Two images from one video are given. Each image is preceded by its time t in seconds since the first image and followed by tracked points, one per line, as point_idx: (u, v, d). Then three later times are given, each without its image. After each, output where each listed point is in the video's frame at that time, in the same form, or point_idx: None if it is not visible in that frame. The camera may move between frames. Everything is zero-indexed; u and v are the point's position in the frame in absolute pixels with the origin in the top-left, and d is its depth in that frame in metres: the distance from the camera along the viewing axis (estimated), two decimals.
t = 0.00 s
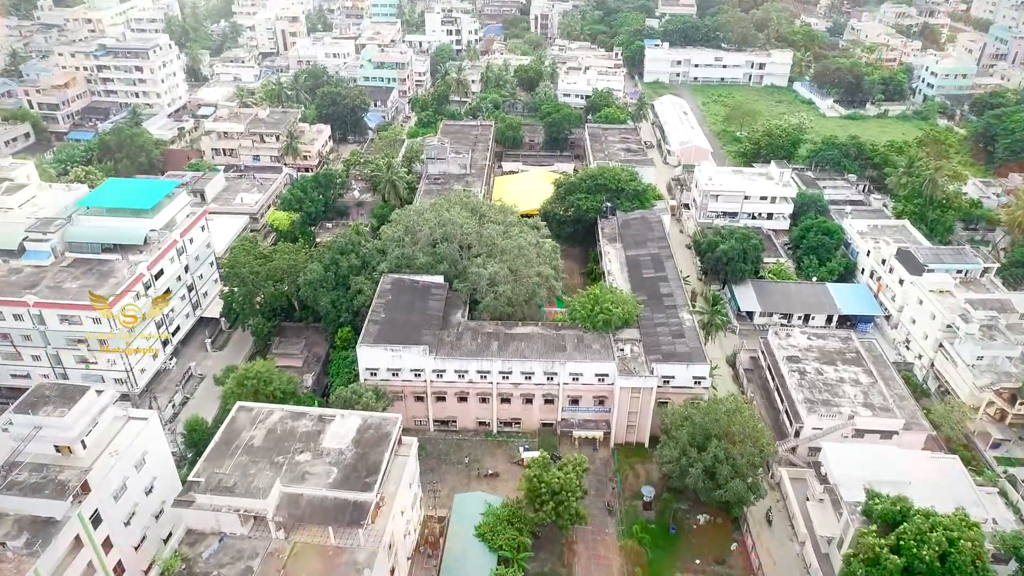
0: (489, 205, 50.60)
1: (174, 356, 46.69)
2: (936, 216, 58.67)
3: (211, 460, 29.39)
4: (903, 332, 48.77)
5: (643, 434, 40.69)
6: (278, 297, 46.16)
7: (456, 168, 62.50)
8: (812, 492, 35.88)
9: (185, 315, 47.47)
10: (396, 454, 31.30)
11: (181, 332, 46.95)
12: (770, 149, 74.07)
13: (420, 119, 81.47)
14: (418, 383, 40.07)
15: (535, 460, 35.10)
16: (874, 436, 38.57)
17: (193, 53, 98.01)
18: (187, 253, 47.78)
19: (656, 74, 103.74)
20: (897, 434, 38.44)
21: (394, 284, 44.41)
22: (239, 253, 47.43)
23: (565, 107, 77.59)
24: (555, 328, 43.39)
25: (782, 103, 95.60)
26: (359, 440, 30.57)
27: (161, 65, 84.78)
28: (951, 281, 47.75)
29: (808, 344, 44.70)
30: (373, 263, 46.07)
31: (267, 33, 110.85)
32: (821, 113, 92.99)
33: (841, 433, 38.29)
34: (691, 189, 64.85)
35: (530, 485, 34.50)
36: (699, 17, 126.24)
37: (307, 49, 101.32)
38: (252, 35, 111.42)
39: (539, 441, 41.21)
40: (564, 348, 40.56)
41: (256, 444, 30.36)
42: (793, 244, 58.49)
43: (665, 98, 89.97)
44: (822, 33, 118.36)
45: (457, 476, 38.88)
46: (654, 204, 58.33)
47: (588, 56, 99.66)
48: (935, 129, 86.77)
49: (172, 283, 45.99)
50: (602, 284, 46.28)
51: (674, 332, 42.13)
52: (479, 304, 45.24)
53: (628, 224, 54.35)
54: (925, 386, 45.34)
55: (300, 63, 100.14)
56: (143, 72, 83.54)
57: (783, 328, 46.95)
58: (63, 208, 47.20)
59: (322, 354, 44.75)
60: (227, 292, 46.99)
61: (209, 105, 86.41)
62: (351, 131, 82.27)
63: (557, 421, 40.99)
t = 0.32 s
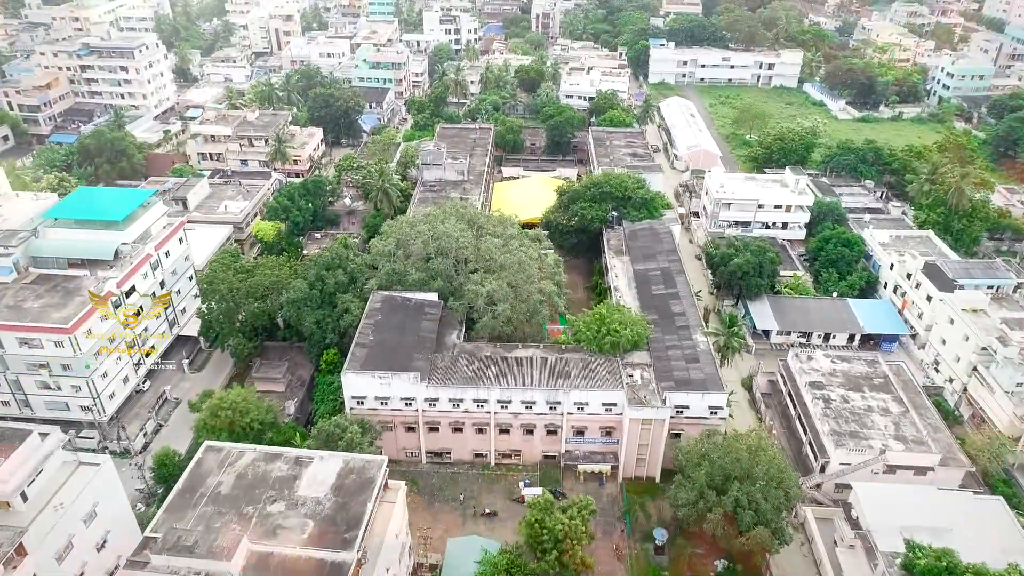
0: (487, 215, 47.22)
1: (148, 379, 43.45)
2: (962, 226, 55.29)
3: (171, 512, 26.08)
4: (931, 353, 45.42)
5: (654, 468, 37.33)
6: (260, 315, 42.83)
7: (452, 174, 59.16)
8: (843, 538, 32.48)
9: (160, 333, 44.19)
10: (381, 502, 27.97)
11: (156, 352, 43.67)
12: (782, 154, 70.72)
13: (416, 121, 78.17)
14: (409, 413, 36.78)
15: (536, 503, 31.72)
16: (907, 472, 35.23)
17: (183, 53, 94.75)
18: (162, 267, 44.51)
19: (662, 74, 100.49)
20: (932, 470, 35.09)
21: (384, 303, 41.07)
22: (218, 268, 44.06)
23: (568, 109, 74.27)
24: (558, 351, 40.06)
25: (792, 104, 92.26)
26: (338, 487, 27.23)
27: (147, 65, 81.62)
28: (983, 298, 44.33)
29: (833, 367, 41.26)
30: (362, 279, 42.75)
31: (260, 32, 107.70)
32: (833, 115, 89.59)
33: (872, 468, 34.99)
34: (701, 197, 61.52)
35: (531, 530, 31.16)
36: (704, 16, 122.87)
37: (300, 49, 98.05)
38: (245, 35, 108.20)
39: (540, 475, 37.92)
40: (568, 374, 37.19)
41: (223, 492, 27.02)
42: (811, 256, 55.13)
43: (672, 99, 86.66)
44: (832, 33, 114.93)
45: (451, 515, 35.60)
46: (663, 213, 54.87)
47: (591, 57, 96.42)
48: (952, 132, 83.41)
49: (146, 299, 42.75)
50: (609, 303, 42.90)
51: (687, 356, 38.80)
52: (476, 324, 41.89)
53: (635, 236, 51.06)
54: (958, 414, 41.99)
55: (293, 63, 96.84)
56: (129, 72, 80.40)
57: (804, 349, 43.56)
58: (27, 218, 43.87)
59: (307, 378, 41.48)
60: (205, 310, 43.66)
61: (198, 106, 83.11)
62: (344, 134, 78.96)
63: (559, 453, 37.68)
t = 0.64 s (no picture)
0: (482, 229, 43.62)
1: (112, 409, 39.91)
2: (991, 240, 51.77)
3: None
4: (964, 380, 41.86)
5: (665, 513, 33.77)
6: (233, 340, 39.26)
7: (446, 183, 55.56)
8: None
9: (126, 358, 40.66)
10: (357, 568, 24.40)
11: (120, 379, 40.22)
12: (795, 160, 67.12)
13: (410, 125, 74.64)
14: (394, 452, 33.22)
15: (534, 560, 28.14)
16: (947, 521, 31.68)
17: (169, 53, 91.24)
18: (129, 286, 40.91)
19: (667, 75, 97.09)
20: (974, 519, 31.53)
21: (368, 328, 37.52)
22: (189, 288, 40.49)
23: (569, 112, 70.69)
24: (558, 382, 36.47)
25: (802, 107, 88.75)
26: (306, 554, 23.63)
27: (129, 66, 78.09)
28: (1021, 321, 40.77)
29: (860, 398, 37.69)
30: (344, 301, 39.17)
31: (250, 32, 104.41)
32: (845, 118, 86.04)
33: (909, 516, 31.44)
34: (711, 207, 57.97)
35: None
36: (709, 14, 119.30)
37: (291, 49, 94.57)
38: (235, 35, 104.83)
39: (539, 520, 34.33)
40: (570, 409, 33.64)
41: (173, 560, 23.47)
42: (829, 271, 51.58)
43: (678, 102, 83.12)
44: (841, 33, 111.36)
45: (440, 567, 32.03)
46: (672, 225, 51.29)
47: (593, 57, 92.87)
48: (970, 137, 79.85)
49: (110, 321, 39.16)
50: (615, 326, 39.33)
51: (701, 388, 35.21)
52: (469, 351, 38.34)
53: (642, 250, 47.51)
54: (996, 449, 38.43)
55: (283, 63, 93.28)
56: (110, 73, 76.90)
57: (827, 377, 40.00)
58: None
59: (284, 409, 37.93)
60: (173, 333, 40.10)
61: (183, 108, 79.59)
62: (335, 138, 75.39)
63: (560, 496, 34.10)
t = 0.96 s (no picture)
0: (474, 246, 39.67)
1: (63, 447, 36.07)
2: None
3: None
4: (1004, 414, 37.92)
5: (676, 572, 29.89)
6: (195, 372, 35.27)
7: (437, 193, 51.73)
8: None
9: (78, 391, 36.81)
10: None
11: (73, 414, 36.42)
12: (809, 167, 63.17)
13: (402, 129, 70.83)
14: (370, 504, 29.40)
15: None
16: None
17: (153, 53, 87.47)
18: (83, 310, 37.04)
19: (671, 76, 93.56)
20: None
21: (345, 360, 33.66)
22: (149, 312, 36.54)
23: (569, 115, 66.83)
24: (557, 421, 32.61)
25: (813, 109, 85.01)
26: None
27: (108, 66, 74.19)
28: None
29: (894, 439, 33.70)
30: (319, 328, 35.27)
31: (239, 31, 100.64)
32: (859, 122, 82.18)
33: None
34: (722, 218, 54.08)
35: None
36: (715, 13, 115.49)
37: (281, 49, 90.82)
38: (224, 34, 101.09)
39: None
40: (570, 455, 29.77)
41: None
42: (850, 289, 47.64)
43: (683, 104, 79.41)
44: (852, 32, 107.42)
45: None
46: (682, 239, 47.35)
47: (595, 58, 89.06)
48: (991, 142, 75.91)
49: (59, 350, 35.28)
50: (620, 357, 35.43)
51: (717, 431, 31.34)
52: (457, 386, 34.47)
53: (648, 268, 43.69)
54: None
55: (272, 63, 89.50)
56: (87, 74, 73.07)
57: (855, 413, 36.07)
58: None
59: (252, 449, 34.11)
60: (131, 362, 36.25)
61: (164, 111, 75.79)
62: (323, 143, 71.55)
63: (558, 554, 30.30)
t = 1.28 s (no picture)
0: (466, 264, 36.02)
1: (8, 488, 32.41)
2: None
3: None
4: None
5: None
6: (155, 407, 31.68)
7: (429, 203, 48.13)
8: None
9: (27, 425, 33.15)
10: None
11: (21, 451, 32.79)
12: (825, 173, 59.52)
13: (394, 132, 67.19)
14: (343, 564, 25.82)
15: None
16: None
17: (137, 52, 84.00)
18: (34, 335, 33.42)
19: (677, 76, 89.90)
20: None
21: (319, 395, 30.08)
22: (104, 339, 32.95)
23: (570, 118, 63.18)
24: (556, 466, 28.99)
25: (826, 111, 81.35)
26: None
27: (86, 66, 70.68)
28: None
29: (934, 484, 30.04)
30: (293, 358, 31.67)
31: (229, 30, 97.10)
32: (874, 124, 78.46)
33: None
34: (735, 229, 50.39)
35: None
36: (721, 12, 111.85)
37: (271, 48, 87.27)
38: (214, 33, 97.60)
39: None
40: (571, 509, 26.16)
41: None
42: (874, 308, 44.02)
43: (691, 106, 75.80)
44: (864, 31, 103.63)
45: None
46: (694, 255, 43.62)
47: (597, 58, 85.47)
48: (1014, 146, 72.14)
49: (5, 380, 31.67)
50: (626, 390, 31.79)
51: (737, 479, 27.71)
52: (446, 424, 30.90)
53: (656, 287, 40.08)
54: None
55: (261, 63, 85.94)
56: (64, 74, 69.56)
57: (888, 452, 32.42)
58: None
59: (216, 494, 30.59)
60: (85, 394, 32.57)
61: (146, 113, 72.27)
62: (311, 147, 67.98)
63: None
